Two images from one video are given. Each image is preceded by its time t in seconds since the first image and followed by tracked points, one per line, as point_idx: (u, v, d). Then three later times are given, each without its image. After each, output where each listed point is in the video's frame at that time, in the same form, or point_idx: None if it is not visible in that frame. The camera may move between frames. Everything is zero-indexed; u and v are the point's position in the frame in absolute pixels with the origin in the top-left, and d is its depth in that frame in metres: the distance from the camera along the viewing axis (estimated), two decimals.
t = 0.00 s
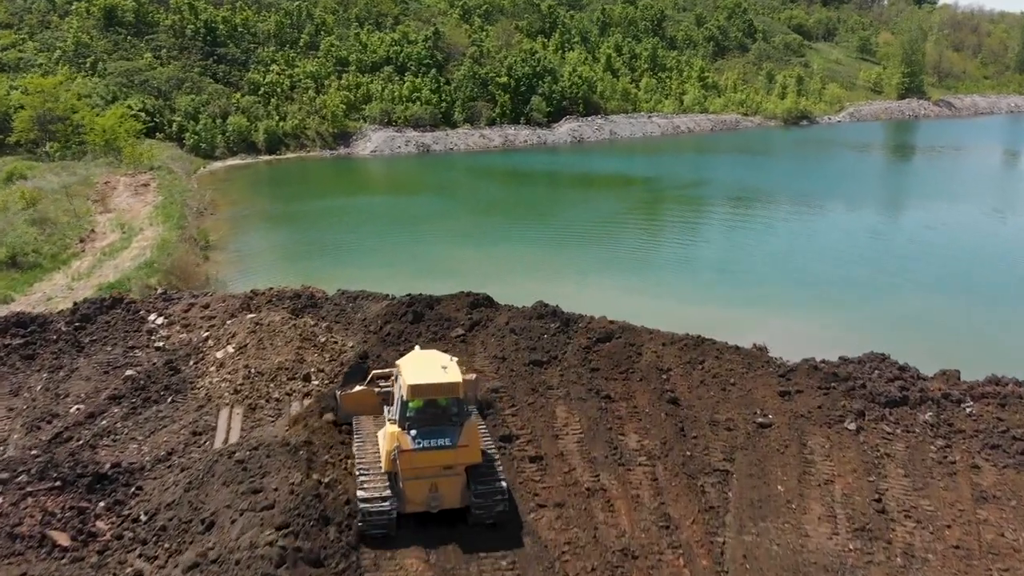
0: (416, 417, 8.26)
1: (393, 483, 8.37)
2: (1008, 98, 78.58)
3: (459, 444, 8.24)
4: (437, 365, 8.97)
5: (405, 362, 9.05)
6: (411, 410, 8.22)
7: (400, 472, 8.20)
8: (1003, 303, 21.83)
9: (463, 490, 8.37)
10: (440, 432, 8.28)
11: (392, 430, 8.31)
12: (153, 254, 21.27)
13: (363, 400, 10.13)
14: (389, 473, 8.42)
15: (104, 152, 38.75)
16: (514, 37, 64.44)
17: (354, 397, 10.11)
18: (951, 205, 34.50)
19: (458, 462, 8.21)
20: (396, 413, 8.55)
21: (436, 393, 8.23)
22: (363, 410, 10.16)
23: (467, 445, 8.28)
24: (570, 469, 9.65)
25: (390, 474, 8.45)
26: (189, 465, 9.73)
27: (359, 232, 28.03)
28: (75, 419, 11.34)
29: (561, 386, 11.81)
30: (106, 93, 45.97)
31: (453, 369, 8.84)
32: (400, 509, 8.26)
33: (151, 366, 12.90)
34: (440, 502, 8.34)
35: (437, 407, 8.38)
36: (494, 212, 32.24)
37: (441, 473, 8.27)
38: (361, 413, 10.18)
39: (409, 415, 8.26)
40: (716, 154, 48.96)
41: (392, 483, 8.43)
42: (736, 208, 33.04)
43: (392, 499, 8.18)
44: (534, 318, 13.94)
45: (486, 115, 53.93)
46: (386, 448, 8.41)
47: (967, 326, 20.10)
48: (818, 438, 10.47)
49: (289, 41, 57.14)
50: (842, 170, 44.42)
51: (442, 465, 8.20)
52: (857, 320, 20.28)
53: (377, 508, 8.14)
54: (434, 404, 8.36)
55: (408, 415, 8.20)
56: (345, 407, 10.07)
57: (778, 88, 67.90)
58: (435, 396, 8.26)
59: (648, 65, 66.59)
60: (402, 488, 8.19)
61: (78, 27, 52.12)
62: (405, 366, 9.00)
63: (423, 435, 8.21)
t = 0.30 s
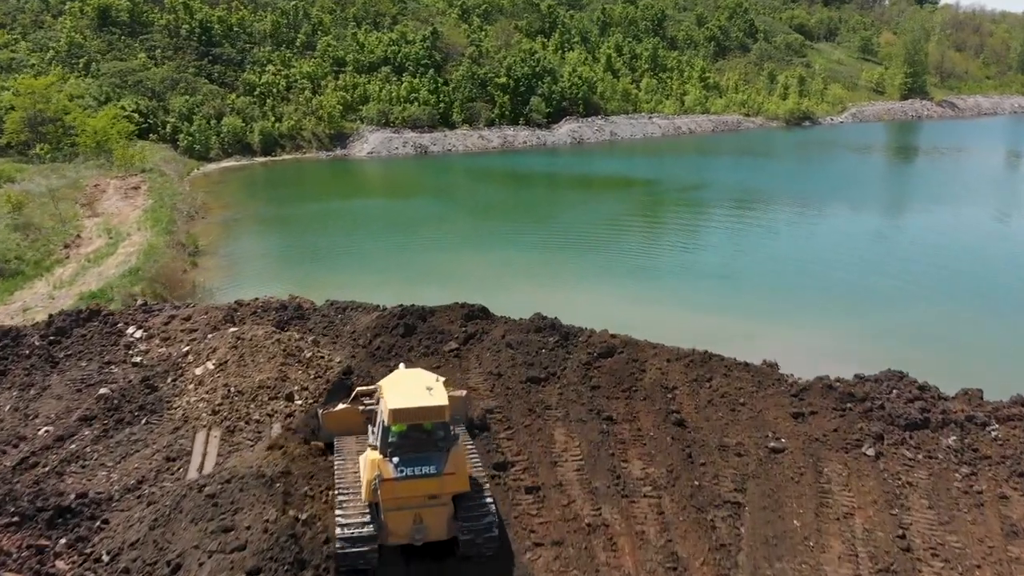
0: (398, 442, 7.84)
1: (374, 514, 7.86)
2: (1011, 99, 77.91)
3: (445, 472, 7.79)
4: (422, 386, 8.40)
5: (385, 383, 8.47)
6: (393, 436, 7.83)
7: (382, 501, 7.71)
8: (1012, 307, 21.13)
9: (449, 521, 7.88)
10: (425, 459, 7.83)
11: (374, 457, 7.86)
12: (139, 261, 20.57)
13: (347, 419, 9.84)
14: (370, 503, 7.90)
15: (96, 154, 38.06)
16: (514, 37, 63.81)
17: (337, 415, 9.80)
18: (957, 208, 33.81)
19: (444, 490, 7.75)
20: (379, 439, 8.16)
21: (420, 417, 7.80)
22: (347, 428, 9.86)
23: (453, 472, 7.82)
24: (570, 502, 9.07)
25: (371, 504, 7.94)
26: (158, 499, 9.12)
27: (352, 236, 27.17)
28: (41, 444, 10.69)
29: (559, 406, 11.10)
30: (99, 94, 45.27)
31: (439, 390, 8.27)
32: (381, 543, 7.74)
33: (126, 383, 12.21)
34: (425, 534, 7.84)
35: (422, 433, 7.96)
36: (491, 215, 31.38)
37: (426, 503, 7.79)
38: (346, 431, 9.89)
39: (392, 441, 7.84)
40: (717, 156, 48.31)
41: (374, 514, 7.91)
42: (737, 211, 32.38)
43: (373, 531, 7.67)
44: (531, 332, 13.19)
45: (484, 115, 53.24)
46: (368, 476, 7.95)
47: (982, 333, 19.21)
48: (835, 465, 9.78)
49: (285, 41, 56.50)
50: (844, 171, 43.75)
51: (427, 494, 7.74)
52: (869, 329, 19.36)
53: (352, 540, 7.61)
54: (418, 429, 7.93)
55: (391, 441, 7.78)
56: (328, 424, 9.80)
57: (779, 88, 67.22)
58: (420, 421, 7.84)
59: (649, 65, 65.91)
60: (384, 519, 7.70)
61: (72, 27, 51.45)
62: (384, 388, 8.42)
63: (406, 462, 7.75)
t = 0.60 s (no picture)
0: (379, 473, 7.46)
1: (353, 548, 7.57)
2: (1015, 99, 77.14)
3: (429, 504, 7.46)
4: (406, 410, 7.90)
5: (367, 404, 7.93)
6: (374, 466, 7.42)
7: (361, 536, 7.36)
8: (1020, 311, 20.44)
9: (433, 556, 7.59)
10: (408, 491, 7.48)
11: (353, 489, 7.49)
12: (124, 268, 19.91)
13: (326, 440, 9.33)
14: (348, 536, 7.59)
15: (87, 155, 37.39)
16: (513, 37, 63.17)
17: (318, 436, 9.32)
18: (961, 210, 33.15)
19: (428, 523, 7.44)
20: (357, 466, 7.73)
21: (401, 447, 7.40)
22: (326, 450, 9.33)
23: (438, 505, 7.50)
24: (570, 540, 8.54)
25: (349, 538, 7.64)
26: (122, 540, 8.62)
27: (344, 241, 26.37)
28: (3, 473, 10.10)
29: (558, 430, 10.39)
30: (92, 95, 44.55)
31: (423, 415, 7.76)
32: None
33: (99, 404, 11.54)
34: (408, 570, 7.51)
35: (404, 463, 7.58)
36: (488, 219, 30.60)
37: (409, 538, 7.47)
38: (325, 453, 9.35)
39: (373, 471, 7.45)
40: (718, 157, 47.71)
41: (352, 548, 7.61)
42: (738, 214, 31.75)
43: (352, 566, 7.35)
44: (529, 347, 12.43)
45: (483, 116, 52.51)
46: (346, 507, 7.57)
47: (994, 339, 18.45)
48: (855, 498, 9.14)
49: (282, 41, 55.84)
50: (846, 173, 43.13)
51: (410, 528, 7.41)
52: (879, 335, 18.53)
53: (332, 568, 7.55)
54: (402, 458, 7.56)
55: (371, 471, 7.38)
56: (307, 447, 9.30)
57: (781, 88, 66.52)
58: (402, 450, 7.44)
59: (650, 65, 65.21)
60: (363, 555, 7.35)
61: (65, 27, 50.74)
62: (366, 409, 7.89)
63: (388, 494, 7.41)
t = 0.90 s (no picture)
0: (357, 508, 6.97)
1: None
2: (1019, 100, 76.35)
3: (411, 543, 7.03)
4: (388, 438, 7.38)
5: (346, 432, 7.48)
6: (350, 500, 6.92)
7: None
8: None
9: None
10: (388, 527, 7.04)
11: (330, 525, 7.01)
12: (107, 275, 19.20)
13: (304, 465, 9.13)
14: None
15: (79, 157, 36.69)
16: (513, 37, 62.54)
17: (297, 459, 9.09)
18: (966, 212, 32.45)
19: (409, 563, 7.00)
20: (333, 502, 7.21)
21: (378, 481, 6.85)
22: (303, 474, 9.14)
23: (421, 543, 7.09)
24: None
25: None
26: None
27: (337, 247, 25.63)
28: None
29: (557, 456, 9.70)
30: (84, 95, 43.81)
31: (404, 445, 7.20)
32: None
33: (67, 426, 10.82)
34: None
35: (384, 497, 7.10)
36: (483, 223, 29.89)
37: None
38: (304, 477, 9.17)
39: (349, 506, 6.94)
40: (719, 159, 47.01)
41: None
42: (739, 217, 31.08)
43: None
44: (526, 363, 11.70)
45: (482, 117, 51.84)
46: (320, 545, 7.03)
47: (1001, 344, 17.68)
48: (878, 534, 8.48)
49: (278, 41, 55.09)
50: (847, 175, 42.45)
51: (391, 569, 6.98)
52: (887, 338, 17.80)
53: None
54: (382, 492, 7.06)
55: (348, 506, 6.88)
56: (284, 471, 9.10)
57: (783, 88, 65.79)
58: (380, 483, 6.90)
59: (651, 65, 64.51)
60: None
61: (58, 26, 50.03)
62: (345, 437, 7.43)
63: (367, 532, 6.94)
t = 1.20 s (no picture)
0: (334, 549, 6.46)
1: None
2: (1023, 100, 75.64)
3: None
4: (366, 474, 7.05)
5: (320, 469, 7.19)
6: (325, 541, 6.46)
7: None
8: None
9: None
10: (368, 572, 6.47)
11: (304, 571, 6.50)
12: (91, 282, 18.56)
13: (284, 491, 8.67)
14: None
15: (70, 158, 36.03)
16: (513, 36, 61.85)
17: (276, 484, 8.65)
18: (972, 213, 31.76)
19: None
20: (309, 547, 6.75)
21: (356, 519, 6.47)
22: (282, 501, 8.68)
23: None
24: None
25: None
26: None
27: (330, 251, 24.94)
28: None
29: (558, 485, 9.02)
30: (77, 95, 43.14)
31: (384, 480, 6.87)
32: None
33: (35, 451, 10.17)
34: None
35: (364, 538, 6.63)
36: (480, 225, 29.25)
37: None
38: (282, 505, 8.70)
39: (325, 547, 6.47)
40: (721, 159, 46.47)
41: None
42: (740, 219, 30.47)
43: None
44: (524, 382, 11.01)
45: (481, 117, 51.14)
46: None
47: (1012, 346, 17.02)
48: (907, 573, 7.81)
49: (275, 41, 54.41)
50: (850, 175, 41.86)
51: None
52: (895, 339, 17.12)
53: None
54: (361, 532, 6.57)
55: (323, 546, 6.40)
56: (262, 496, 8.64)
57: (786, 88, 65.13)
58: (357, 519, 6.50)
59: (652, 65, 63.86)
60: None
61: (52, 26, 49.36)
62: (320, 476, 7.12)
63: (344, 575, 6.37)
